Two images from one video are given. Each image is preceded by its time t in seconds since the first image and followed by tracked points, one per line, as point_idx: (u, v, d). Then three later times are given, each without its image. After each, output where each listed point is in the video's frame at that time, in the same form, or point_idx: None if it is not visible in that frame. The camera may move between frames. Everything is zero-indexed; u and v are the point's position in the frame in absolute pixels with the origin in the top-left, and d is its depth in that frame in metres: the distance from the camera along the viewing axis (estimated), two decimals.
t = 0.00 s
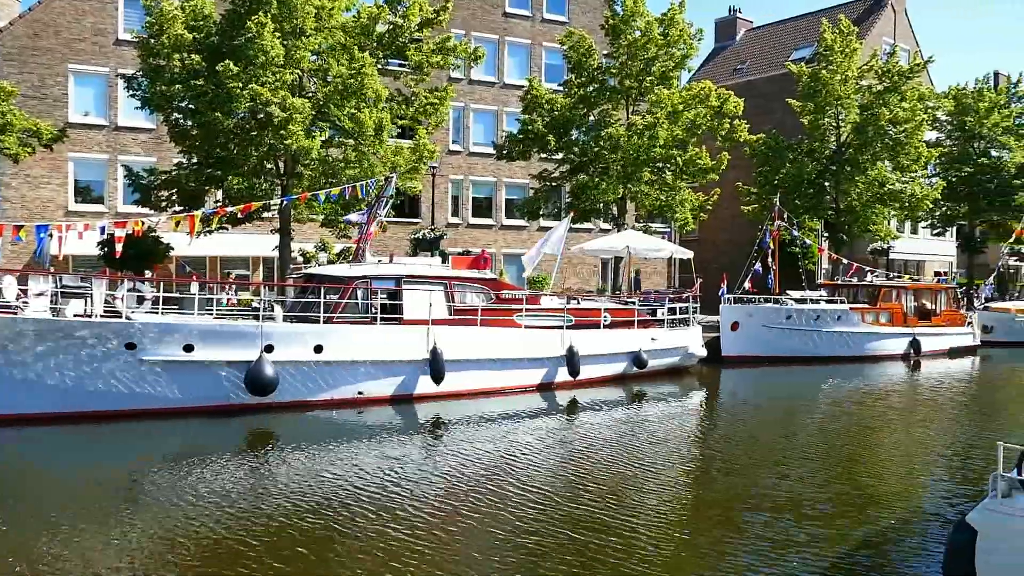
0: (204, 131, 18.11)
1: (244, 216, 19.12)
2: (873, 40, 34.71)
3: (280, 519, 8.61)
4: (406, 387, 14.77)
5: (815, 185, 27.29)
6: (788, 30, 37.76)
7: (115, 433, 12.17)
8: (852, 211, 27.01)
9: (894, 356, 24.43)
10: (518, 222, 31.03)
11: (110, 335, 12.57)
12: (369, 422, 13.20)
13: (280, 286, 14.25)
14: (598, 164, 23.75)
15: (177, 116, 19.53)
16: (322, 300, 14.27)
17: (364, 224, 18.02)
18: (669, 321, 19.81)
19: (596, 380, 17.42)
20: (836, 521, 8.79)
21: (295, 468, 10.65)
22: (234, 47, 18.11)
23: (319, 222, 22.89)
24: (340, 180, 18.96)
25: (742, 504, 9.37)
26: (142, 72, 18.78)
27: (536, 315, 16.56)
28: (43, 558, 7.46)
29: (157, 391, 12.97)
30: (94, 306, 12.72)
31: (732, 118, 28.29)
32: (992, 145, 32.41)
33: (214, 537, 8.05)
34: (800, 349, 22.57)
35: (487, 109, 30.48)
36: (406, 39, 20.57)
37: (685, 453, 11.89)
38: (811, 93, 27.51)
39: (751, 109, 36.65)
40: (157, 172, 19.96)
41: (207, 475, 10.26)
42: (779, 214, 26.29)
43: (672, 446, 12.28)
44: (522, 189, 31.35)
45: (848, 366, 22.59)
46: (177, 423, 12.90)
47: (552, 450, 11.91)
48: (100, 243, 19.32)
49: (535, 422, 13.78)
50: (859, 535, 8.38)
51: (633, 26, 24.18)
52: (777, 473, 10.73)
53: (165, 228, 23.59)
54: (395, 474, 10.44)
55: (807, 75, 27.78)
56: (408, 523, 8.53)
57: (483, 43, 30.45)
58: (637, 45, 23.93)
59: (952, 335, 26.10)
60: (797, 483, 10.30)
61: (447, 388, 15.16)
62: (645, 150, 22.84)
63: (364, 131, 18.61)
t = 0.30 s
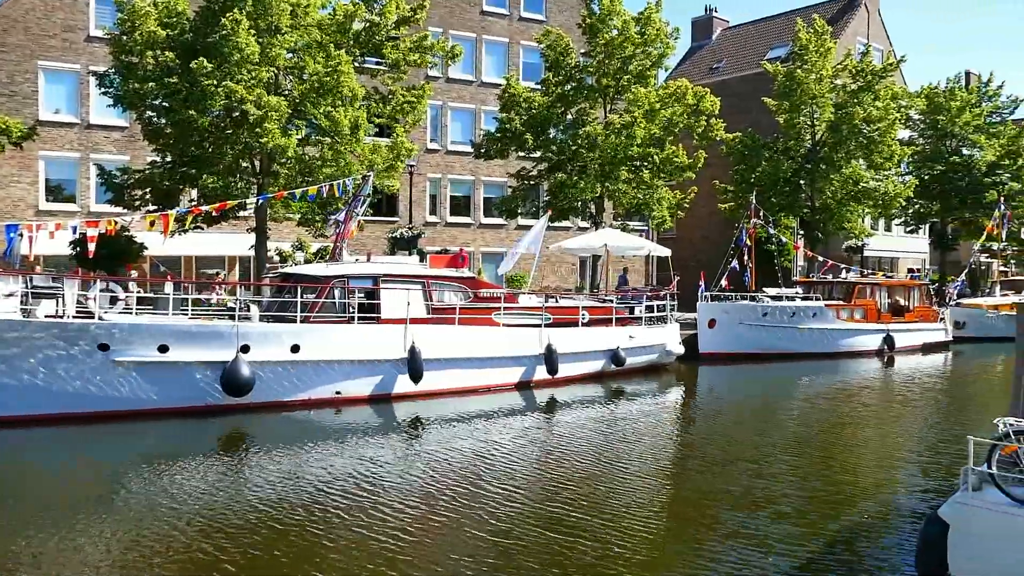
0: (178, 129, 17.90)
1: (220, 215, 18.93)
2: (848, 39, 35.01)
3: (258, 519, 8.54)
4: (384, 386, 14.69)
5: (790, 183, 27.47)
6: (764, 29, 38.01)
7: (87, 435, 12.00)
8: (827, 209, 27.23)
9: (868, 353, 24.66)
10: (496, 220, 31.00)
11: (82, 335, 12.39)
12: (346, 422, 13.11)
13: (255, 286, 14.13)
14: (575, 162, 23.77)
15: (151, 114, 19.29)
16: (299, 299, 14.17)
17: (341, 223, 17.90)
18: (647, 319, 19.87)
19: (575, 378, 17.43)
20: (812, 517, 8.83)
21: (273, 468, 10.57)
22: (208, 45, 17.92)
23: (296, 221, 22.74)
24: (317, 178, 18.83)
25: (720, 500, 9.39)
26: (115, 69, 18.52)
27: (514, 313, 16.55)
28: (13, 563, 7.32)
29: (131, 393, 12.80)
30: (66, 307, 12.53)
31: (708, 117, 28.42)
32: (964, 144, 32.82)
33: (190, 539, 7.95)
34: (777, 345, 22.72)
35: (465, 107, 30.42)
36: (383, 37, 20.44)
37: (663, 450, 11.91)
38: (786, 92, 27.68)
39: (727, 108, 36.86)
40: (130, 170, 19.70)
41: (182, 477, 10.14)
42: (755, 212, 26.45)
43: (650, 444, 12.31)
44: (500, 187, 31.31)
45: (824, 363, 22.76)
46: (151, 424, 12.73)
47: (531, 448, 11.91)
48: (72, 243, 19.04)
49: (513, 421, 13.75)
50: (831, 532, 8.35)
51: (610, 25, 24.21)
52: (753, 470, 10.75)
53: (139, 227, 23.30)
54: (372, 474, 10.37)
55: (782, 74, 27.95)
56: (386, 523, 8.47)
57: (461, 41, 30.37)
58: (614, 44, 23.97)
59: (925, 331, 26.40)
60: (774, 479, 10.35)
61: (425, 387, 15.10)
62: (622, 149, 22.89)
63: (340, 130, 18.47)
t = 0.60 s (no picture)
0: (151, 125, 17.65)
1: (193, 212, 18.71)
2: (821, 41, 35.32)
3: (230, 520, 8.44)
4: (360, 386, 14.61)
5: (764, 184, 27.65)
6: (739, 30, 38.24)
7: (57, 434, 11.79)
8: (801, 209, 27.46)
9: (840, 351, 24.91)
10: (473, 219, 30.94)
11: (51, 334, 12.21)
12: (321, 422, 13.02)
13: (229, 284, 14.01)
14: (552, 162, 23.78)
15: (122, 109, 19.01)
16: (274, 298, 14.06)
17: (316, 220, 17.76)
18: (622, 318, 19.94)
19: (551, 376, 17.44)
20: (784, 514, 8.88)
21: (246, 468, 10.47)
22: (182, 40, 17.71)
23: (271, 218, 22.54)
24: (292, 175, 18.68)
25: (695, 498, 9.41)
26: (85, 64, 18.23)
27: (490, 312, 16.58)
28: None
29: (101, 392, 12.61)
30: (36, 305, 12.32)
31: (684, 117, 28.54)
32: (934, 145, 33.23)
33: (161, 540, 7.83)
34: (751, 344, 22.89)
35: (441, 106, 30.34)
36: (359, 34, 20.31)
37: (639, 448, 11.92)
38: (761, 93, 27.87)
39: (702, 109, 37.07)
40: (101, 166, 19.41)
41: (154, 476, 10.01)
42: (730, 211, 26.63)
43: (626, 442, 12.32)
44: (477, 186, 31.25)
45: (797, 361, 22.96)
46: (123, 424, 12.54)
47: (507, 447, 11.88)
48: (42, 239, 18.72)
49: (488, 420, 13.72)
50: (802, 531, 8.36)
51: (587, 25, 24.24)
52: (728, 468, 10.79)
53: (110, 223, 22.99)
54: (347, 474, 10.29)
55: (757, 75, 28.14)
56: (360, 523, 8.40)
57: (438, 39, 30.25)
58: (591, 44, 24.00)
59: (895, 330, 26.73)
60: (749, 476, 10.39)
61: (400, 386, 15.03)
62: (598, 148, 22.94)
63: (314, 128, 18.32)
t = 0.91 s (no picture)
0: (121, 123, 17.40)
1: (166, 211, 18.48)
2: (794, 41, 35.63)
3: (202, 520, 8.37)
4: (335, 385, 14.51)
5: (739, 182, 27.84)
6: (713, 30, 38.46)
7: (27, 436, 11.60)
8: (775, 208, 27.67)
9: (813, 348, 25.13)
10: (449, 217, 30.87)
11: (21, 335, 12.02)
12: (297, 421, 12.93)
13: (203, 283, 13.88)
14: (528, 160, 23.77)
15: (93, 106, 18.73)
16: (248, 297, 13.92)
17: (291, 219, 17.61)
18: (598, 316, 20.00)
19: (527, 375, 17.44)
20: (759, 510, 8.93)
21: (219, 468, 10.38)
22: (153, 37, 17.49)
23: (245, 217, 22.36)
24: (266, 174, 18.52)
25: (670, 495, 9.45)
26: (54, 60, 17.94)
27: (467, 310, 16.56)
28: None
29: (72, 393, 12.43)
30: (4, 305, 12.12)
31: (659, 115, 28.64)
32: (904, 144, 33.61)
33: (132, 542, 7.73)
34: (726, 341, 23.04)
35: (417, 104, 30.24)
36: (334, 32, 20.20)
37: (614, 446, 11.96)
38: (735, 92, 28.05)
39: (677, 107, 37.26)
40: (71, 164, 19.11)
41: (126, 477, 9.89)
42: (705, 209, 26.78)
43: (601, 440, 12.35)
44: (453, 184, 31.19)
45: (770, 358, 23.12)
46: (94, 425, 12.36)
47: (483, 445, 11.87)
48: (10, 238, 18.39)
49: (464, 418, 13.70)
50: (774, 528, 8.36)
51: (563, 23, 24.25)
52: (702, 465, 10.85)
53: (80, 222, 22.65)
54: (322, 473, 10.23)
55: (731, 74, 28.32)
56: (334, 522, 8.36)
57: (413, 37, 30.13)
58: (566, 42, 24.02)
59: (867, 327, 27.02)
60: (725, 473, 10.45)
61: (375, 385, 14.94)
62: (574, 147, 22.96)
63: (289, 126, 18.18)
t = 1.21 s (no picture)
0: (90, 118, 17.09)
1: (136, 208, 18.20)
2: (767, 41, 35.89)
3: (174, 522, 8.23)
4: (310, 383, 14.37)
5: (714, 181, 27.97)
6: (689, 29, 38.63)
7: None
8: (749, 206, 27.85)
9: (785, 345, 25.33)
10: (425, 215, 30.73)
11: None
12: (271, 420, 12.79)
13: (176, 282, 13.71)
14: (504, 157, 23.71)
15: (61, 101, 18.38)
16: (221, 294, 13.80)
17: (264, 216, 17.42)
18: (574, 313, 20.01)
19: (503, 372, 17.39)
20: (733, 507, 8.93)
21: (193, 469, 10.22)
22: (123, 30, 17.21)
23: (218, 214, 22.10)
24: (240, 170, 18.30)
25: (646, 492, 9.46)
26: (21, 54, 17.59)
27: (442, 308, 16.52)
28: None
29: (40, 393, 12.21)
30: None
31: (635, 114, 28.71)
32: (876, 144, 33.96)
33: (103, 544, 7.62)
34: (701, 339, 23.15)
35: (393, 101, 30.08)
36: (308, 28, 20.03)
37: (591, 443, 11.94)
38: (709, 92, 28.19)
39: (653, 106, 37.39)
40: (39, 160, 18.74)
41: (97, 478, 9.75)
42: (680, 208, 26.89)
43: (578, 437, 12.32)
44: (429, 181, 31.06)
45: (744, 355, 23.26)
46: (63, 425, 12.14)
47: (460, 443, 11.80)
48: None
49: (439, 416, 13.63)
50: (751, 525, 8.35)
51: (539, 21, 24.21)
52: (677, 462, 10.85)
53: (48, 218, 22.26)
54: (296, 472, 10.14)
55: (705, 73, 28.47)
56: (309, 523, 8.25)
57: (389, 33, 29.96)
58: (542, 40, 23.99)
59: (839, 324, 27.27)
60: (699, 470, 10.48)
61: (350, 383, 14.81)
62: (550, 145, 22.94)
63: (263, 121, 17.98)
